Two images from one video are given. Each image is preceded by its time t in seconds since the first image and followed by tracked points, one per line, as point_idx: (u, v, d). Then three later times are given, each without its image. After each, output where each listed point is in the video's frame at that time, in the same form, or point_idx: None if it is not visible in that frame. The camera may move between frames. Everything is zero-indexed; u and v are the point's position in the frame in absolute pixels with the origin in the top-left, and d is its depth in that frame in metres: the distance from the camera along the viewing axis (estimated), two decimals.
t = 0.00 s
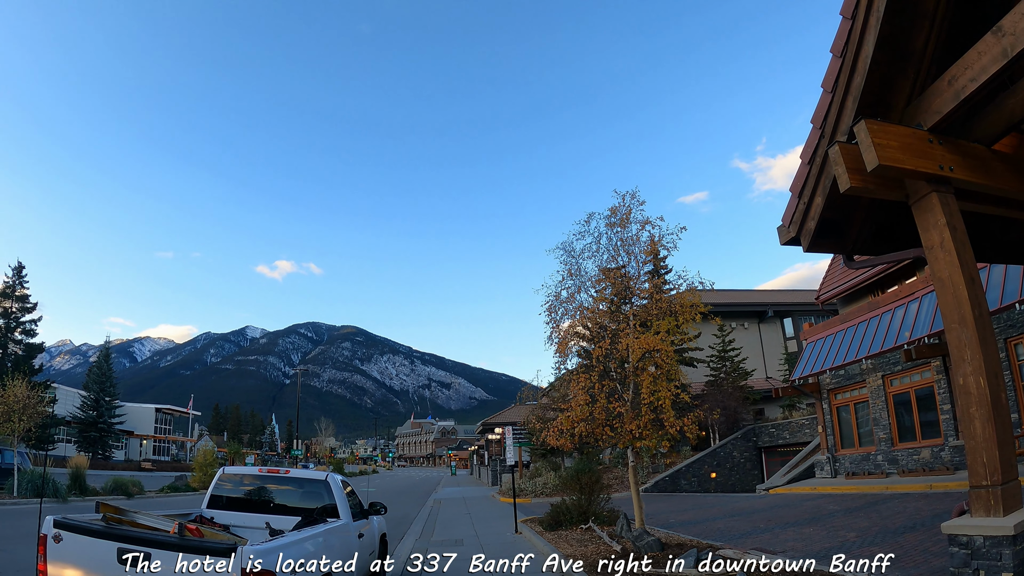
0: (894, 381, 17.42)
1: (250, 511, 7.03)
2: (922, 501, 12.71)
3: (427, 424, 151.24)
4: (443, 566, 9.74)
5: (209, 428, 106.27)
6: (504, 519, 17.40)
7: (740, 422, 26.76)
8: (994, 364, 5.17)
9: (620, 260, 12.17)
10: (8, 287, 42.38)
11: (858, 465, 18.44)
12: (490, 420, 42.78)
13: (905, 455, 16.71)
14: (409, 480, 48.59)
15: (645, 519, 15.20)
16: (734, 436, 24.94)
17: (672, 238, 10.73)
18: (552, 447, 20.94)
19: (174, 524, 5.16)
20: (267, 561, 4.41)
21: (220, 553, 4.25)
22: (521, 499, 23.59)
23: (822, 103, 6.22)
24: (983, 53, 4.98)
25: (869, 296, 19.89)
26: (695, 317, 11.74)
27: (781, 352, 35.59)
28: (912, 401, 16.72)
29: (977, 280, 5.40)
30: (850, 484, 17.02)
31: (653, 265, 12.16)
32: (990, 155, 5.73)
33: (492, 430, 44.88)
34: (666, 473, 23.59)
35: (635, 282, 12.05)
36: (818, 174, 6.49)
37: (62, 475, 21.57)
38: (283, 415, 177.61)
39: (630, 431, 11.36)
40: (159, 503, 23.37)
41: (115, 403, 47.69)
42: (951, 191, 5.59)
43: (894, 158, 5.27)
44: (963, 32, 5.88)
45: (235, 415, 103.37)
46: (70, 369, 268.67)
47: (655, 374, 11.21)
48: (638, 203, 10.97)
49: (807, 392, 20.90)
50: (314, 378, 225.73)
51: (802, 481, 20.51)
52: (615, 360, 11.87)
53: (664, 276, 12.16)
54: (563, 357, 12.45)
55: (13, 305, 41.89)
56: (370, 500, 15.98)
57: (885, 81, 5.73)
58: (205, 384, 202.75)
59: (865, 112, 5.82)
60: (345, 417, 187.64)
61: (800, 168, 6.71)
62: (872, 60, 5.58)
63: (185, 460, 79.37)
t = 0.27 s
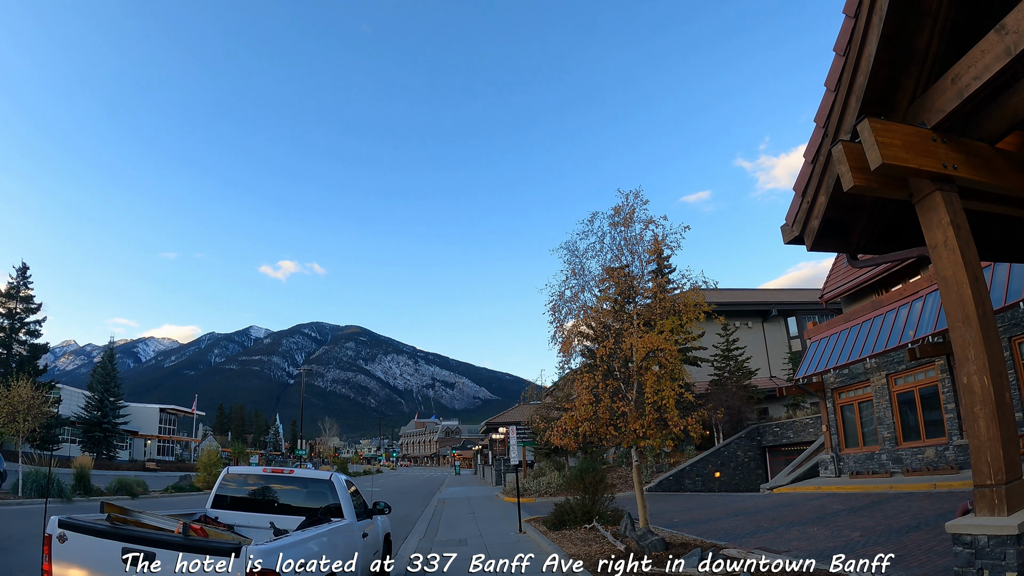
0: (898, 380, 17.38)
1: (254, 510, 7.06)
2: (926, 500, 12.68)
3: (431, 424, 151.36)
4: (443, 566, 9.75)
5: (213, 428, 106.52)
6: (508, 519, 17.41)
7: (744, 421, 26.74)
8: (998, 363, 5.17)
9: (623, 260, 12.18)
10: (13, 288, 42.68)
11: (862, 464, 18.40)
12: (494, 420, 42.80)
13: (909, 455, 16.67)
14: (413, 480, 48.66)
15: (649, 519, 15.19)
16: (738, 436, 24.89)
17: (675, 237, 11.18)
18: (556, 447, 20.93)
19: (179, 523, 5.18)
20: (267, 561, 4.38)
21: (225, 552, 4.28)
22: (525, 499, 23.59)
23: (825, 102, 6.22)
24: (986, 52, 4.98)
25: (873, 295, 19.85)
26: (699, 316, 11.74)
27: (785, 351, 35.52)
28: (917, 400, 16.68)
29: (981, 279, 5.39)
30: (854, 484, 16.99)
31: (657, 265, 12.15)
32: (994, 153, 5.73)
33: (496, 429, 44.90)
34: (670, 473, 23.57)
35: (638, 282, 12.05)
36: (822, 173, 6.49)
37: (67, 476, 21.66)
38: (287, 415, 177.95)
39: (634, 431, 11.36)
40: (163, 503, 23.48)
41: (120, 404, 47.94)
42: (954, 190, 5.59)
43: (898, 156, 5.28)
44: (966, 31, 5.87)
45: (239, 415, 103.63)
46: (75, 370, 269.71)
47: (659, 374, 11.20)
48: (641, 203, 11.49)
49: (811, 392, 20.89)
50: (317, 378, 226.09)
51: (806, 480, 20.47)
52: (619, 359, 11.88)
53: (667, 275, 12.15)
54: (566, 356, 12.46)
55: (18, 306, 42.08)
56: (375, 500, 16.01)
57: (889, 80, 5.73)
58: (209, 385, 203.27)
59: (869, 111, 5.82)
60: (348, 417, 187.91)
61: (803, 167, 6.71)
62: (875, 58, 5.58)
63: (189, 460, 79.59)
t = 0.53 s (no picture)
0: (901, 379, 17.34)
1: (258, 510, 7.08)
2: (929, 500, 12.65)
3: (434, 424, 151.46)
4: (443, 566, 9.75)
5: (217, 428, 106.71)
6: (511, 518, 17.40)
7: (747, 420, 26.72)
8: (1002, 361, 5.16)
9: (626, 260, 12.19)
10: (16, 289, 42.82)
11: (865, 464, 18.37)
12: (497, 420, 42.79)
13: (912, 454, 16.64)
14: (416, 480, 48.67)
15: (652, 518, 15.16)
16: (742, 435, 24.86)
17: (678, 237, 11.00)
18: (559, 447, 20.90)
19: (183, 523, 5.21)
20: (268, 562, 4.37)
21: (230, 552, 4.30)
22: (528, 499, 23.59)
23: (827, 101, 6.21)
24: (989, 50, 4.97)
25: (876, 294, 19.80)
26: (702, 315, 11.74)
27: (788, 350, 35.46)
28: (920, 399, 16.65)
29: (985, 278, 5.38)
30: (857, 483, 16.97)
31: (660, 264, 12.17)
32: (997, 152, 5.72)
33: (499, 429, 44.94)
34: (674, 472, 23.55)
35: (641, 281, 12.06)
36: (824, 172, 6.50)
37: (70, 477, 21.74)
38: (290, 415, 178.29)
39: (637, 431, 11.37)
40: (166, 503, 23.51)
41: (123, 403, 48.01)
42: (957, 188, 5.59)
43: (901, 154, 5.28)
44: (968, 30, 5.87)
45: (243, 415, 103.85)
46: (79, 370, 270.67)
47: (662, 373, 11.22)
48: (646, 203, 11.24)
49: (814, 391, 20.86)
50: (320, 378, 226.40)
51: (809, 479, 20.45)
52: (622, 359, 11.91)
53: (670, 275, 12.17)
54: (569, 356, 12.49)
55: (20, 306, 42.17)
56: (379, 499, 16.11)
57: (891, 79, 5.73)
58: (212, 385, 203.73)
59: (871, 110, 5.82)
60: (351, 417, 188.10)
61: (806, 166, 6.72)
62: (877, 56, 5.57)
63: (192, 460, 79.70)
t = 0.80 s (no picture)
0: (905, 378, 17.26)
1: (261, 510, 7.08)
2: (934, 499, 12.60)
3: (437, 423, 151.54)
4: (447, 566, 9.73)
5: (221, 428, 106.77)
6: (514, 518, 17.39)
7: (751, 419, 26.67)
8: (1006, 359, 5.13)
9: (630, 258, 12.17)
10: (21, 289, 42.91)
11: (870, 463, 18.33)
12: (500, 419, 42.78)
13: (917, 453, 16.57)
14: (420, 480, 48.69)
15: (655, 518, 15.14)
16: (746, 434, 24.81)
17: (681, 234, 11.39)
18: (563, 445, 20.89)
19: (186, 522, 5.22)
20: (269, 562, 4.35)
21: (233, 551, 4.30)
22: (531, 498, 23.56)
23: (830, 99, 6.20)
24: (993, 47, 4.95)
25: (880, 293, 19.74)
26: (705, 314, 11.72)
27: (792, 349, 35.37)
28: (924, 399, 16.57)
29: (988, 276, 5.35)
30: (861, 482, 16.92)
31: (663, 263, 12.14)
32: (1001, 150, 5.69)
33: (503, 428, 44.92)
34: (678, 472, 23.51)
35: (645, 280, 12.03)
36: (827, 171, 6.49)
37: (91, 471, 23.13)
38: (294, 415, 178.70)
39: (641, 430, 11.36)
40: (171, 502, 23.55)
41: (128, 403, 48.03)
42: (960, 185, 5.56)
43: (904, 152, 5.27)
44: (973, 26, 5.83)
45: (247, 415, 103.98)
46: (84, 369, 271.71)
47: (665, 372, 11.19)
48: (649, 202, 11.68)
49: (818, 390, 20.81)
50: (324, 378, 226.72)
51: (813, 478, 20.41)
52: (625, 358, 11.89)
53: (674, 274, 12.15)
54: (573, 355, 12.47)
55: (25, 307, 42.27)
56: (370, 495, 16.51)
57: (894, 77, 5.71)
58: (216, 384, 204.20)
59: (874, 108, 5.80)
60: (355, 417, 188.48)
61: (809, 165, 6.70)
62: (880, 54, 5.55)
63: (197, 460, 79.87)
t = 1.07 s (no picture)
0: (908, 377, 16.92)
1: (262, 510, 7.11)
2: (935, 497, 12.61)
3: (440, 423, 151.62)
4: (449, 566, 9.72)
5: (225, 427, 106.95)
6: (517, 517, 17.36)
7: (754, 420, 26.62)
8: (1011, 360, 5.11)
9: (634, 258, 12.24)
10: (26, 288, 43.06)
11: (872, 463, 18.26)
12: (504, 419, 42.73)
13: (920, 452, 16.08)
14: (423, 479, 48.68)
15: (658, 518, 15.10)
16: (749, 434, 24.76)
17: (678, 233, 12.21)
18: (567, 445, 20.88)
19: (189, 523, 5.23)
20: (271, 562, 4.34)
21: (236, 550, 4.29)
22: (534, 497, 23.54)
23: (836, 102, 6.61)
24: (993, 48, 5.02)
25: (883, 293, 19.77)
26: (709, 314, 11.75)
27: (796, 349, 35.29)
28: (927, 397, 16.17)
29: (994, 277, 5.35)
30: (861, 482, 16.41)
31: (667, 262, 12.18)
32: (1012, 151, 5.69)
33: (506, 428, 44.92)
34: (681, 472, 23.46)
35: (648, 279, 12.08)
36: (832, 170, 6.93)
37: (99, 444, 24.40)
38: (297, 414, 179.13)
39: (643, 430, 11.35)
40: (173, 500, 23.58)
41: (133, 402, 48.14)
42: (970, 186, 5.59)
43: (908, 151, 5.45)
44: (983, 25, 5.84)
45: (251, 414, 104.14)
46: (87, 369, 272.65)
47: (668, 372, 11.22)
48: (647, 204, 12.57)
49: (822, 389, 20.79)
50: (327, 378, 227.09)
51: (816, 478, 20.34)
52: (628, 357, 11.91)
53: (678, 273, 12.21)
54: (577, 354, 12.58)
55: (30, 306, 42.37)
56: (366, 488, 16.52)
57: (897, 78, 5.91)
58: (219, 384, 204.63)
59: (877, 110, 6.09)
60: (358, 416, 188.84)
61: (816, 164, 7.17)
62: (881, 57, 5.82)
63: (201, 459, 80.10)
